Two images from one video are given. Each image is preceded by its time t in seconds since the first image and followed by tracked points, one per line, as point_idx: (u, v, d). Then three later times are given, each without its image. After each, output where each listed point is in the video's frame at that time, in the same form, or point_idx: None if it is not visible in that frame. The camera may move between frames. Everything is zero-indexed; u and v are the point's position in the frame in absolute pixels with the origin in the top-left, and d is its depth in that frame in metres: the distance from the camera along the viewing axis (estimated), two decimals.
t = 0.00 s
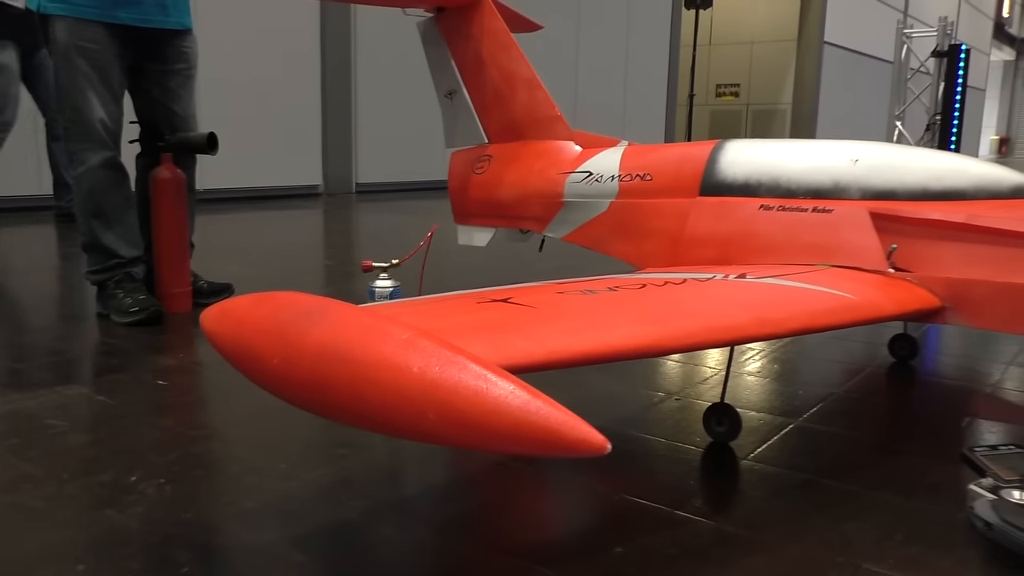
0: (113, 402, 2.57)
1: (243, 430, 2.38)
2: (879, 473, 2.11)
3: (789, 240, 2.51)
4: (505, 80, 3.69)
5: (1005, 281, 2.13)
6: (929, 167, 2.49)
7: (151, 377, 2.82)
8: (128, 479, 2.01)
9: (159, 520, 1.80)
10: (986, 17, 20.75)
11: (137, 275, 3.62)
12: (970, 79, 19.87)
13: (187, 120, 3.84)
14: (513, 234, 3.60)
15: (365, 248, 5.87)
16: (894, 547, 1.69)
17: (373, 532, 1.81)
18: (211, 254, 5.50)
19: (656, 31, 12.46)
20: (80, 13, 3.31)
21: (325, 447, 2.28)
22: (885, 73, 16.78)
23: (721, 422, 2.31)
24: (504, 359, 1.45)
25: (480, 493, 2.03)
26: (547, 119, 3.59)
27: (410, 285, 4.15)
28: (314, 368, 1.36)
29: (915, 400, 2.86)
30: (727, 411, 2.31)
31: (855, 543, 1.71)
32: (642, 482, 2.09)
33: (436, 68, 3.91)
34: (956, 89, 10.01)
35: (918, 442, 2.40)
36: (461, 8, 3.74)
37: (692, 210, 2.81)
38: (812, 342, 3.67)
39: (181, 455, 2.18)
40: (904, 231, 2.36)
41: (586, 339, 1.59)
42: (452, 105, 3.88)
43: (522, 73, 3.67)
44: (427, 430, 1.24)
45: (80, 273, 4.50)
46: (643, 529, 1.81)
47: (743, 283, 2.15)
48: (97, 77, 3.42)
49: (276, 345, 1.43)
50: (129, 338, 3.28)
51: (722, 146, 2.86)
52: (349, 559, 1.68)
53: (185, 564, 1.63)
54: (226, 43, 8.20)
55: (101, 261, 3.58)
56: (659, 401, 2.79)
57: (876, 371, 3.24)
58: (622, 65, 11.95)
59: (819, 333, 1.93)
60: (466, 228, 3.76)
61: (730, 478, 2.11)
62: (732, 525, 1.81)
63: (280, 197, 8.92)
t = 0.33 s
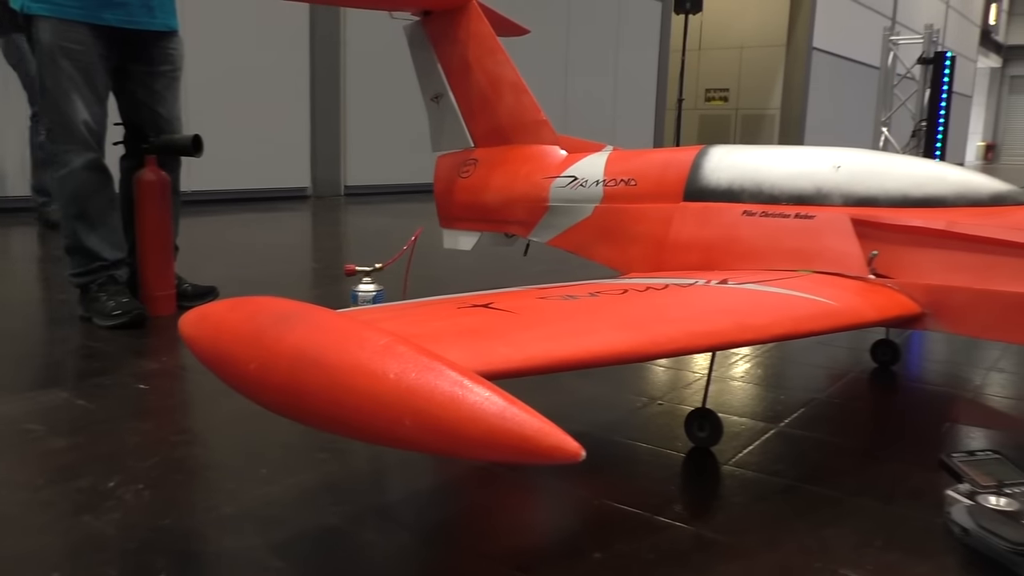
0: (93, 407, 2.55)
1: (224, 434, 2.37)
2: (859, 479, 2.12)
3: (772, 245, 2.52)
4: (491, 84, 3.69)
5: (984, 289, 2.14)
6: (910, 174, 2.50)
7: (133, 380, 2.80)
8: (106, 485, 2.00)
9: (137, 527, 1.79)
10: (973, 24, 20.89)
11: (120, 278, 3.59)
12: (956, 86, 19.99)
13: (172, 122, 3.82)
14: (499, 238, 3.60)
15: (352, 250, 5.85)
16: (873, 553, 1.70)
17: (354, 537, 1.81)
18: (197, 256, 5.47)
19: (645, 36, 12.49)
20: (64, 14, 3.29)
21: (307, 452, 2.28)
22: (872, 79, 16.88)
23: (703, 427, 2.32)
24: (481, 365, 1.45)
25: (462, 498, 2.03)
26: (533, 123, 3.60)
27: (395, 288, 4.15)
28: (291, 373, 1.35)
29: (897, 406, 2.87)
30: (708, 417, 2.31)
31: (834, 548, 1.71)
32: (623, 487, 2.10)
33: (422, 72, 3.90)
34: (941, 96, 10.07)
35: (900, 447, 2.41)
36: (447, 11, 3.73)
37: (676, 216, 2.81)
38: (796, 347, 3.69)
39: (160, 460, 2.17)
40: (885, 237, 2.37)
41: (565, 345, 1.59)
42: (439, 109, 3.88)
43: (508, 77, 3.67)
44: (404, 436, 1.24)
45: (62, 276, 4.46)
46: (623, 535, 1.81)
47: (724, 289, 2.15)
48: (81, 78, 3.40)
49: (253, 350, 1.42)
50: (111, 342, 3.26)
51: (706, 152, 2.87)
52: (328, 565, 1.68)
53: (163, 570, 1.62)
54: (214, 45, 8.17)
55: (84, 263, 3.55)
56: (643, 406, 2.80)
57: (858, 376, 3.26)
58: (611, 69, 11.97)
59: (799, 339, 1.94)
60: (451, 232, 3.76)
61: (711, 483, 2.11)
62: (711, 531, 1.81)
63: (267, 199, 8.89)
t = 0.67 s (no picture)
0: (42, 415, 2.49)
1: (178, 441, 2.33)
2: (812, 476, 2.16)
3: (727, 246, 2.55)
4: (450, 86, 3.69)
5: (930, 289, 2.18)
6: (860, 176, 2.54)
7: (84, 387, 2.75)
8: (54, 495, 1.96)
9: (85, 536, 1.76)
10: (928, 27, 21.29)
11: (72, 282, 3.52)
12: (911, 87, 20.37)
13: (126, 123, 3.76)
14: (459, 240, 3.59)
15: (314, 252, 5.80)
16: (823, 549, 1.73)
17: (308, 543, 1.79)
18: (153, 259, 5.38)
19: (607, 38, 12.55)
20: (14, 12, 3.20)
21: (263, 457, 2.25)
22: (829, 80, 17.14)
23: (659, 427, 2.34)
24: (434, 368, 1.45)
25: (419, 502, 2.02)
26: (492, 125, 3.60)
27: (355, 291, 4.12)
28: (241, 378, 1.34)
29: (850, 403, 2.93)
30: (664, 416, 2.33)
31: (786, 546, 1.74)
32: (580, 488, 2.10)
33: (381, 73, 3.88)
34: (896, 98, 10.25)
35: (853, 445, 2.45)
36: (406, 12, 3.71)
37: (633, 217, 2.83)
38: (753, 347, 3.73)
39: (111, 468, 2.13)
40: (836, 237, 2.41)
41: (518, 348, 1.60)
42: (398, 110, 3.86)
43: (466, 79, 3.67)
44: (355, 441, 1.23)
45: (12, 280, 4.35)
46: (579, 536, 1.81)
47: (678, 290, 2.17)
48: (31, 79, 3.31)
49: (201, 357, 1.40)
50: (63, 348, 3.18)
51: (662, 154, 2.89)
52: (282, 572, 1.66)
53: None
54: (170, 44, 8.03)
55: (34, 267, 3.47)
56: (602, 407, 2.81)
57: (813, 374, 3.31)
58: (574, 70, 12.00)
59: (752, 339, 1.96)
60: (412, 234, 3.74)
61: (668, 483, 2.13)
62: (666, 531, 1.83)
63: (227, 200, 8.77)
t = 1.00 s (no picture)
0: None
1: (130, 447, 2.29)
2: (765, 479, 2.18)
3: (683, 251, 2.57)
4: (410, 87, 3.66)
5: (881, 293, 2.23)
6: (814, 182, 2.56)
7: (34, 393, 2.68)
8: None
9: (29, 547, 1.72)
10: (885, 34, 21.68)
11: (22, 284, 3.44)
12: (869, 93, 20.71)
13: (79, 122, 3.69)
14: (419, 243, 3.58)
15: (276, 254, 5.73)
16: (774, 551, 1.75)
17: (259, 550, 1.77)
18: (109, 260, 5.27)
19: (572, 41, 12.58)
20: None
21: (217, 463, 2.22)
22: (789, 85, 17.38)
23: (616, 430, 2.35)
24: (388, 375, 1.44)
25: (375, 507, 2.01)
26: (452, 127, 3.59)
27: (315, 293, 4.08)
28: (188, 384, 1.31)
29: (805, 406, 2.97)
30: (621, 420, 2.35)
31: (738, 548, 1.76)
32: (539, 492, 2.11)
33: (341, 74, 3.85)
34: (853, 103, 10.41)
35: (807, 447, 2.49)
36: (366, 13, 3.69)
37: (592, 221, 2.85)
38: (712, 349, 3.77)
39: (59, 476, 2.08)
40: (791, 242, 2.44)
41: (472, 355, 1.59)
42: (358, 111, 3.84)
43: (427, 81, 3.65)
44: (304, 450, 1.22)
45: None
46: (536, 541, 1.82)
47: (635, 295, 2.19)
48: None
49: (149, 362, 1.37)
50: (11, 352, 3.11)
51: (621, 158, 2.91)
52: None
53: None
54: (128, 42, 7.88)
55: None
56: (561, 410, 2.82)
57: (769, 377, 3.35)
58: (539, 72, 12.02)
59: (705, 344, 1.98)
60: (372, 237, 3.72)
61: (625, 486, 2.15)
62: (621, 534, 1.84)
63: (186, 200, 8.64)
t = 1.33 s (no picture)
0: None
1: (84, 455, 2.25)
2: (726, 479, 2.20)
3: (644, 253, 2.59)
4: (373, 89, 3.64)
5: (837, 294, 2.26)
6: (771, 185, 2.59)
7: None
8: None
9: None
10: (848, 37, 21.98)
11: None
12: (832, 95, 21.00)
13: (34, 124, 3.61)
14: (383, 246, 3.56)
15: (240, 256, 5.67)
16: (731, 550, 1.77)
17: (216, 557, 1.75)
18: (68, 262, 5.17)
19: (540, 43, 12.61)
20: None
21: (175, 470, 2.19)
22: (753, 87, 17.56)
23: (578, 432, 2.36)
24: (344, 380, 1.43)
25: (336, 511, 2.00)
26: (415, 129, 3.58)
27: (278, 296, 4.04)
28: (139, 391, 1.29)
29: (766, 406, 3.00)
30: (583, 421, 2.35)
31: (696, 548, 1.77)
32: (501, 494, 2.11)
33: (304, 75, 3.82)
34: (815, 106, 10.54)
35: (768, 446, 2.52)
36: (328, 14, 3.66)
37: (554, 223, 2.85)
38: (676, 349, 3.79)
39: (10, 485, 2.03)
40: (748, 244, 2.47)
41: (429, 359, 1.59)
42: (320, 113, 3.81)
43: (390, 83, 3.63)
44: (256, 456, 1.21)
45: None
46: (496, 543, 1.82)
47: (595, 297, 2.20)
48: None
49: (99, 370, 1.35)
50: None
51: (583, 161, 2.92)
52: None
53: None
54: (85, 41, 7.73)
55: None
56: (524, 412, 2.82)
57: (731, 377, 3.38)
58: (506, 73, 11.99)
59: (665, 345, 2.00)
60: (335, 240, 3.70)
61: (587, 486, 2.16)
62: (581, 536, 1.85)
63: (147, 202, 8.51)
